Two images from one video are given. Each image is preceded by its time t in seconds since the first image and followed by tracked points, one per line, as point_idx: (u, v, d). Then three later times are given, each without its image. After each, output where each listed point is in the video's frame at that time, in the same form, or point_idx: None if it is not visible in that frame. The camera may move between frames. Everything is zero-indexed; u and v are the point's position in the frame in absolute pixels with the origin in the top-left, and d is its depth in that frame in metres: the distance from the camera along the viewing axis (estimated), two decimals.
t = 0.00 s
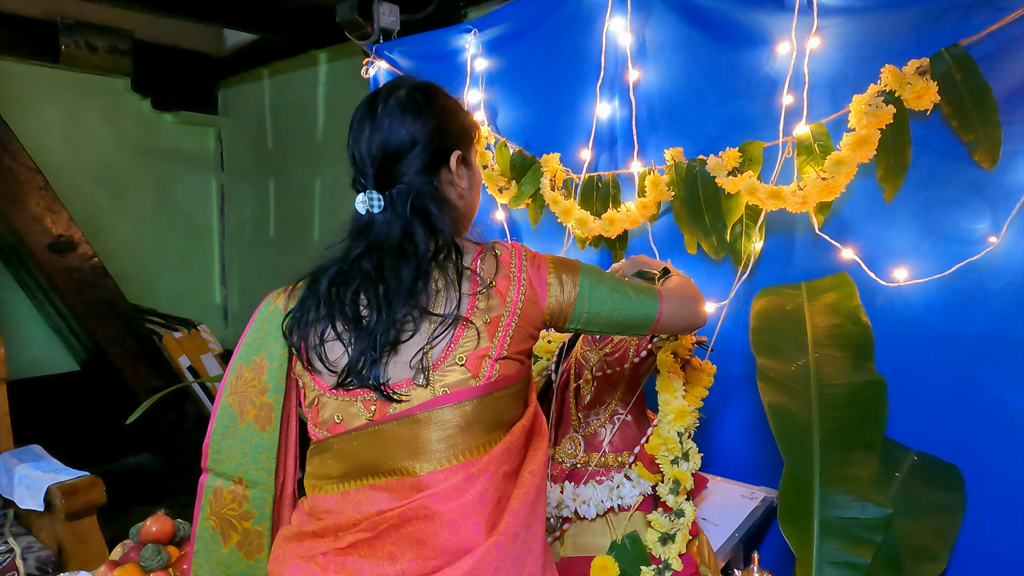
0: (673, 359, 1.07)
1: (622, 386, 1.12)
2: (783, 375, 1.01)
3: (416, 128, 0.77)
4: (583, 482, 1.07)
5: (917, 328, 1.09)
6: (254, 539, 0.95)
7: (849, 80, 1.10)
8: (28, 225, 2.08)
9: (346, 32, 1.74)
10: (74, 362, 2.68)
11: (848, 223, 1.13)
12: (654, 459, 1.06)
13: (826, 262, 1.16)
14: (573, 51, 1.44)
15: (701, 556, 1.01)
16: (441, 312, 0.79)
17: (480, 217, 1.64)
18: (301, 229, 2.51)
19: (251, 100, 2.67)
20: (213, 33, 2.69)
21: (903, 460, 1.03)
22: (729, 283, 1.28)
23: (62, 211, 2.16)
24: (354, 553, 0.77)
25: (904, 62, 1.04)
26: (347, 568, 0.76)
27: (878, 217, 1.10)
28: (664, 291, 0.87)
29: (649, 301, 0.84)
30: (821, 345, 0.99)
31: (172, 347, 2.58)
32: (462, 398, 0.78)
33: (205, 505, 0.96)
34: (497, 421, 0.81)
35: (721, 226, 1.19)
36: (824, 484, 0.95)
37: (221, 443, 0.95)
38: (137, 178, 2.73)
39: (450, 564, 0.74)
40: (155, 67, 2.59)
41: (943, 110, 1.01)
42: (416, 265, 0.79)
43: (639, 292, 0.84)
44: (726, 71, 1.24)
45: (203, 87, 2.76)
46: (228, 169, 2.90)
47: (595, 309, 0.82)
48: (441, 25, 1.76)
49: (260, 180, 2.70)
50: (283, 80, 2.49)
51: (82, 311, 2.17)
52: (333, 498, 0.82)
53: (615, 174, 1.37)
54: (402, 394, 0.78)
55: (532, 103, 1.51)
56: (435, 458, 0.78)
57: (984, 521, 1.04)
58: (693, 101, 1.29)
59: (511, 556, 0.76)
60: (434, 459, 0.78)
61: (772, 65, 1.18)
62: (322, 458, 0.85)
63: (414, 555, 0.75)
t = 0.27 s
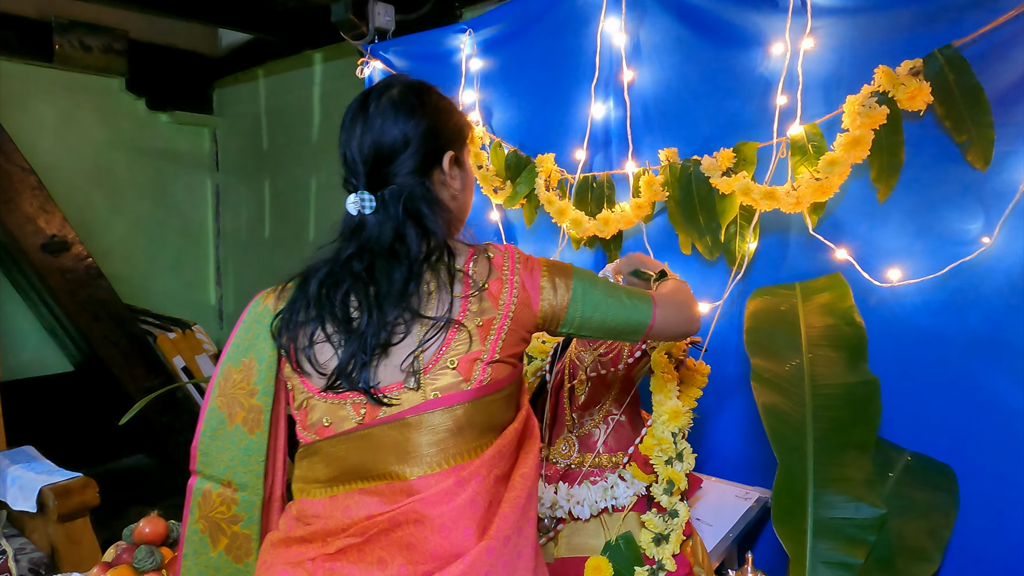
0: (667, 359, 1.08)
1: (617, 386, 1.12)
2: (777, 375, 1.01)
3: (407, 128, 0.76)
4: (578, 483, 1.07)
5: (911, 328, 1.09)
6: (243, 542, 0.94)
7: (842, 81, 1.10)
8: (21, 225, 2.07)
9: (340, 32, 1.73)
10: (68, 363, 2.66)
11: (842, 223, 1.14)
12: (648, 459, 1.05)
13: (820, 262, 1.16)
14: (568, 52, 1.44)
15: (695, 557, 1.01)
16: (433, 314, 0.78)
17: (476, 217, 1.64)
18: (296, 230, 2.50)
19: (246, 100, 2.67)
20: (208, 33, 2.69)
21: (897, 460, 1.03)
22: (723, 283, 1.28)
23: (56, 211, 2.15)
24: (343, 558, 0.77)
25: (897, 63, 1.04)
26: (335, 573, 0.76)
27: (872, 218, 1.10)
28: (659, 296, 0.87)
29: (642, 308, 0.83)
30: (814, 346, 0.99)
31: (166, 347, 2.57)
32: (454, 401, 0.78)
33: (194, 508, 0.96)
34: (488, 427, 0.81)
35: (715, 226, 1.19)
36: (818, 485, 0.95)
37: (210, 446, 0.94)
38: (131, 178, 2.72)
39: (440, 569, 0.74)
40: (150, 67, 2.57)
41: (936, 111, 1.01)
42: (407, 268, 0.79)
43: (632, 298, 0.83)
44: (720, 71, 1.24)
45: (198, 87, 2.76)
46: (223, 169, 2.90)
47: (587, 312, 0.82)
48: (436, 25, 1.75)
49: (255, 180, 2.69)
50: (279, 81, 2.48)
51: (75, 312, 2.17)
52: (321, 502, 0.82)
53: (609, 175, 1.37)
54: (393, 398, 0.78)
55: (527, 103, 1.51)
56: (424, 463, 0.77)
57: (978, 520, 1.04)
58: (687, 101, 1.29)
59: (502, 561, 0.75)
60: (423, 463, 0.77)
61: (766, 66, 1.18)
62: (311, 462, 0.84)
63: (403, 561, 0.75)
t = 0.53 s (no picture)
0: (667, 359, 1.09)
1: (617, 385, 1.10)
2: (777, 375, 1.01)
3: (368, 127, 0.63)
4: (578, 484, 1.07)
5: (910, 329, 1.09)
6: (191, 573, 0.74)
7: (842, 82, 1.11)
8: (22, 226, 2.07)
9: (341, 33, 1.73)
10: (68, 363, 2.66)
11: (841, 224, 1.14)
12: (648, 459, 1.07)
13: (819, 263, 1.17)
14: (568, 53, 1.44)
15: (695, 557, 1.01)
16: (405, 322, 0.65)
17: (475, 218, 1.64)
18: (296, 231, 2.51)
19: (247, 102, 2.67)
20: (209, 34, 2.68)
21: (896, 460, 1.03)
22: (723, 284, 1.28)
23: (57, 211, 2.15)
24: None
25: (897, 64, 1.05)
26: None
27: (871, 219, 1.11)
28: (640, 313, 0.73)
29: (617, 338, 0.69)
30: (814, 346, 0.99)
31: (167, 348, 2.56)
32: (426, 416, 0.66)
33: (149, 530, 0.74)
34: (462, 439, 0.69)
35: (715, 227, 1.20)
36: (817, 485, 0.95)
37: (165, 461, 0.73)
38: (131, 178, 2.72)
39: None
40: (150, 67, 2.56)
41: (935, 112, 1.01)
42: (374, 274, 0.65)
43: (607, 327, 0.69)
44: (721, 72, 1.24)
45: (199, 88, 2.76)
46: (223, 170, 2.90)
47: (555, 334, 0.69)
48: (436, 26, 1.76)
49: (256, 180, 2.70)
50: (280, 82, 2.49)
51: (76, 312, 2.17)
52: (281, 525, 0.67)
53: (609, 175, 1.37)
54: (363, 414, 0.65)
55: (527, 104, 1.51)
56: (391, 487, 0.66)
57: (978, 521, 1.04)
58: (687, 102, 1.29)
59: None
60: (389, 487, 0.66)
61: (766, 67, 1.18)
62: (266, 483, 0.69)
63: None
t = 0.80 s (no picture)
0: (673, 360, 1.09)
1: (624, 386, 1.12)
2: (783, 376, 1.02)
3: (280, 126, 0.59)
4: (584, 484, 1.07)
5: (917, 330, 1.09)
6: None
7: (849, 83, 1.11)
8: (31, 226, 2.09)
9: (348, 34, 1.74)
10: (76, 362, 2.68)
11: (848, 225, 1.14)
12: (655, 460, 1.08)
13: (826, 264, 1.17)
14: (574, 55, 1.44)
15: (701, 557, 1.01)
16: (296, 348, 0.58)
17: (481, 219, 1.64)
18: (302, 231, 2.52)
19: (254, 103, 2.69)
20: (215, 35, 2.66)
21: (903, 461, 1.03)
22: (729, 286, 1.28)
23: (66, 212, 2.15)
24: None
25: (904, 65, 1.05)
26: None
27: (877, 220, 1.11)
28: (523, 465, 0.70)
29: (495, 457, 0.66)
30: (821, 347, 0.99)
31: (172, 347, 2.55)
32: (321, 471, 0.59)
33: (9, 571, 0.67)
34: (354, 495, 0.62)
35: (721, 228, 1.20)
36: (824, 485, 0.96)
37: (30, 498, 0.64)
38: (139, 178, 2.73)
39: None
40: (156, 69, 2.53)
41: (943, 114, 1.02)
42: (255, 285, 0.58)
43: (491, 442, 0.66)
44: (727, 73, 1.24)
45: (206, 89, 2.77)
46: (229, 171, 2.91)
47: (434, 411, 0.64)
48: (443, 28, 1.77)
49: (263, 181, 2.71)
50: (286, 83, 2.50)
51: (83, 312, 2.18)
52: None
53: (616, 176, 1.38)
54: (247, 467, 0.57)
55: (533, 105, 1.52)
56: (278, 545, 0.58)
57: (984, 522, 1.05)
58: (694, 104, 1.29)
59: None
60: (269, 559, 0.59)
61: (772, 68, 1.19)
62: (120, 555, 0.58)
63: None
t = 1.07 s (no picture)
0: (682, 360, 1.10)
1: (635, 387, 1.12)
2: (794, 377, 1.02)
3: (180, 164, 0.76)
4: (595, 483, 1.08)
5: (926, 331, 1.10)
6: None
7: (860, 85, 1.11)
8: (42, 226, 2.01)
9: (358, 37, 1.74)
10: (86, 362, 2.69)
11: (858, 226, 1.14)
12: (665, 460, 1.08)
13: (836, 265, 1.17)
14: (583, 56, 1.45)
15: (712, 556, 1.01)
16: (187, 364, 0.70)
17: (490, 220, 1.65)
18: (310, 232, 2.53)
19: (262, 103, 2.70)
20: (224, 36, 2.72)
21: (913, 462, 1.03)
22: (739, 286, 1.29)
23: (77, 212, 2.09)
24: None
25: (915, 67, 1.05)
26: None
27: (887, 221, 1.11)
28: (381, 542, 0.90)
29: (365, 513, 0.88)
30: (831, 348, 1.00)
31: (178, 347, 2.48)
32: (215, 484, 0.69)
33: None
34: (248, 518, 0.73)
35: (730, 229, 1.21)
36: (834, 486, 0.96)
37: None
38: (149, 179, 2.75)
39: None
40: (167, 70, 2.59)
41: (954, 115, 1.02)
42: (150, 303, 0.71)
43: (362, 500, 0.87)
44: (737, 75, 1.25)
45: (214, 90, 2.79)
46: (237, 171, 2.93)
47: (319, 464, 0.84)
48: (452, 29, 1.78)
49: (271, 181, 2.73)
50: (294, 84, 2.51)
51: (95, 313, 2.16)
52: None
53: (626, 178, 1.39)
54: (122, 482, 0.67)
55: (542, 106, 1.53)
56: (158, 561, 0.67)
57: (994, 523, 1.05)
58: (702, 105, 1.30)
59: None
60: None
61: (782, 70, 1.19)
62: None
63: None
